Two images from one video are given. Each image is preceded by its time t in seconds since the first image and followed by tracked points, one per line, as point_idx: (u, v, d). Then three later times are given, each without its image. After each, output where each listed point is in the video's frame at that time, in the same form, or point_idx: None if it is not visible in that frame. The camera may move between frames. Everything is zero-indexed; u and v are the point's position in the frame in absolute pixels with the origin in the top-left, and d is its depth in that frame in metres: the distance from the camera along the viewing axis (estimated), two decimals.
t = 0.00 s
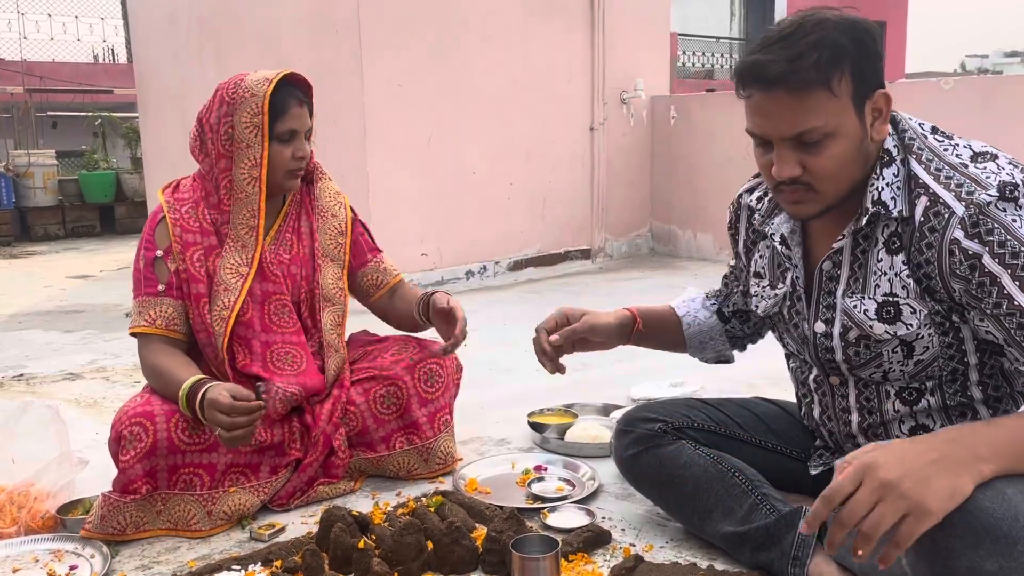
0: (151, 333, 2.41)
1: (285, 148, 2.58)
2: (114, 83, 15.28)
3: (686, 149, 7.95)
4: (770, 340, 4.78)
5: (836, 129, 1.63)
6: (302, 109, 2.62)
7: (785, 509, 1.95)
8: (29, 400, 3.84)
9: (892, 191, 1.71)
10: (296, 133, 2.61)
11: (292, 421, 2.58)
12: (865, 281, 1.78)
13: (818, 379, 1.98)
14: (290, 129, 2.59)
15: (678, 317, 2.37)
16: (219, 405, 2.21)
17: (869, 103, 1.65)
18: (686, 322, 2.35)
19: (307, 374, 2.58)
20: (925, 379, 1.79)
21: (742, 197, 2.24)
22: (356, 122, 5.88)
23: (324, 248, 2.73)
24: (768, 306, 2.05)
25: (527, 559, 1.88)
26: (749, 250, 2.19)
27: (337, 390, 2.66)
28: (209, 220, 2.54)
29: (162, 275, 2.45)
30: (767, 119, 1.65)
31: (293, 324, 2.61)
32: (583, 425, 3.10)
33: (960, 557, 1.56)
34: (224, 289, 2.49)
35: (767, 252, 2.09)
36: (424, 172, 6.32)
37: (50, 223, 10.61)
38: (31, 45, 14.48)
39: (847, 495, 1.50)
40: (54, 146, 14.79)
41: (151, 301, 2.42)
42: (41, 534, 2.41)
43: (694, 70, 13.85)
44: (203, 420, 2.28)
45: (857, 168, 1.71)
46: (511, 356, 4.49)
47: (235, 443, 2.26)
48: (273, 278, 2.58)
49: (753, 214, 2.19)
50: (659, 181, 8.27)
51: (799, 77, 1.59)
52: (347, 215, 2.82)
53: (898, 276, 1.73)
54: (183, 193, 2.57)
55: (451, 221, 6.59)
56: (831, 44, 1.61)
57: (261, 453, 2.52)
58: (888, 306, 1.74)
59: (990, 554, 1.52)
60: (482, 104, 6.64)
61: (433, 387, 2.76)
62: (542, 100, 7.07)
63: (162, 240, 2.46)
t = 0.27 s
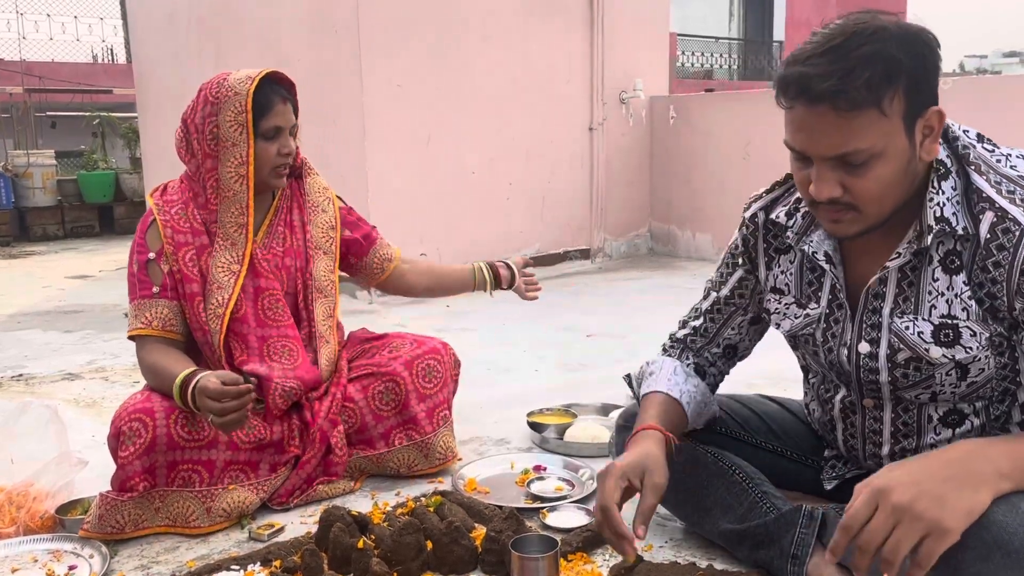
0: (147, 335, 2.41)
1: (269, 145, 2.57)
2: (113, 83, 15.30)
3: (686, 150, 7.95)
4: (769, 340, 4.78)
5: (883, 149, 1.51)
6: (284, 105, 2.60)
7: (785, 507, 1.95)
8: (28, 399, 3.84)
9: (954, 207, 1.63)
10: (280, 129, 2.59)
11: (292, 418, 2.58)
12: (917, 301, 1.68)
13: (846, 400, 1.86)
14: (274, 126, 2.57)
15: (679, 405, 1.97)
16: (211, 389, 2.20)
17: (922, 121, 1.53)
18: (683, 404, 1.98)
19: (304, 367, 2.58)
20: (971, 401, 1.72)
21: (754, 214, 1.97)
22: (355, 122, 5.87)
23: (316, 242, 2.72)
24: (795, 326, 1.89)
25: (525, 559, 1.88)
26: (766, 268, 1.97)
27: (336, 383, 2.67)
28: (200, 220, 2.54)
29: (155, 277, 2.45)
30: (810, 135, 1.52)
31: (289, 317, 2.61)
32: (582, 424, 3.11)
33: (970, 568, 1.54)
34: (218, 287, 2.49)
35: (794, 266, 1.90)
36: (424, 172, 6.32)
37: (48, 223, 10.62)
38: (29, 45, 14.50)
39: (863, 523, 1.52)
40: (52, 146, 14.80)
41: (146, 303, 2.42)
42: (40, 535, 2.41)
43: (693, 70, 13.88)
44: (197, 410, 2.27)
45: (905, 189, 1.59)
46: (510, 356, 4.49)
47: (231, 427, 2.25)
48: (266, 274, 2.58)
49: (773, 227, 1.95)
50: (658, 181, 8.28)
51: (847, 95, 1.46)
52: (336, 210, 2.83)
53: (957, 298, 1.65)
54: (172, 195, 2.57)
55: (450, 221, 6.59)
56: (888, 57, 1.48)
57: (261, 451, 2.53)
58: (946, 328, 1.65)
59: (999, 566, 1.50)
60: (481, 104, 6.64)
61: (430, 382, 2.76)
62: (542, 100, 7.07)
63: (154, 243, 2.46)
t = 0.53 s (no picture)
0: (153, 332, 2.39)
1: (260, 143, 2.58)
2: (113, 83, 15.30)
3: (685, 151, 7.95)
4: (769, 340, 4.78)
5: (895, 174, 1.47)
6: (275, 102, 2.61)
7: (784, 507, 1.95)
8: (27, 400, 3.84)
9: (974, 227, 1.62)
10: (270, 126, 2.60)
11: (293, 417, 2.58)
12: (931, 321, 1.66)
13: (850, 413, 1.85)
14: (263, 123, 2.59)
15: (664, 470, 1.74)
16: (209, 390, 2.20)
17: (938, 146, 1.49)
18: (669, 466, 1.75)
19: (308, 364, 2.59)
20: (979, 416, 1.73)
21: (761, 230, 1.84)
22: (355, 122, 5.88)
23: (318, 242, 2.74)
24: (807, 344, 1.82)
25: (524, 560, 1.88)
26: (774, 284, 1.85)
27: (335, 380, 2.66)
28: (207, 216, 2.55)
29: (161, 275, 2.43)
30: (821, 155, 1.47)
31: (292, 314, 2.61)
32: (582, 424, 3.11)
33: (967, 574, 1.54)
34: (225, 284, 2.50)
35: (806, 284, 1.81)
36: (423, 173, 6.33)
37: (47, 223, 10.63)
38: (29, 45, 14.51)
39: (854, 525, 1.55)
40: (51, 146, 14.80)
41: (151, 301, 2.39)
42: (39, 535, 2.41)
43: (692, 70, 13.90)
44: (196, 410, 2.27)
45: (917, 216, 1.54)
46: (509, 356, 4.49)
47: (231, 428, 2.24)
48: (269, 272, 2.59)
49: (780, 245, 1.83)
50: (658, 182, 8.28)
51: (861, 119, 1.42)
52: (336, 214, 2.85)
53: (973, 320, 1.64)
54: (178, 193, 2.56)
55: (449, 221, 6.59)
56: (907, 80, 1.43)
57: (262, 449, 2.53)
58: (960, 350, 1.64)
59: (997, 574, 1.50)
60: (480, 104, 6.64)
61: (426, 372, 2.77)
62: (541, 100, 7.07)
63: (161, 239, 2.45)
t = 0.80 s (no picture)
0: (150, 331, 2.41)
1: (238, 138, 2.58)
2: (113, 83, 15.28)
3: (685, 151, 7.95)
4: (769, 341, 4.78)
5: (896, 186, 1.46)
6: (252, 95, 2.60)
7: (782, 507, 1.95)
8: (26, 400, 3.84)
9: (977, 240, 1.63)
10: (248, 120, 2.59)
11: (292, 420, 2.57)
12: (931, 334, 1.67)
13: (849, 420, 1.86)
14: (240, 117, 2.58)
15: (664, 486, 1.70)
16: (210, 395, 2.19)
17: (941, 159, 1.49)
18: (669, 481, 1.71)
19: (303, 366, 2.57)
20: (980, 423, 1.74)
21: (763, 245, 1.81)
22: (354, 123, 5.88)
23: (317, 244, 2.72)
24: (806, 357, 1.83)
25: (523, 560, 1.88)
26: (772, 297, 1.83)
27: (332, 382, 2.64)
28: (200, 216, 2.54)
29: (157, 275, 2.46)
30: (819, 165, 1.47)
31: (285, 314, 2.59)
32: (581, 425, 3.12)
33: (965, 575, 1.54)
34: (220, 281, 2.49)
35: (805, 298, 1.80)
36: (423, 173, 6.33)
37: (47, 223, 10.63)
38: (28, 45, 14.51)
39: (854, 519, 1.54)
40: (51, 146, 14.79)
41: (148, 300, 2.42)
42: (39, 535, 2.41)
43: (691, 70, 13.91)
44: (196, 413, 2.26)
45: (918, 229, 1.54)
46: (509, 356, 4.49)
47: (228, 436, 2.23)
48: (259, 271, 2.56)
49: (780, 258, 1.81)
50: (657, 182, 8.28)
51: (864, 129, 1.42)
52: (342, 214, 2.82)
53: (975, 334, 1.65)
54: (176, 193, 2.58)
55: (449, 221, 6.59)
56: (910, 92, 1.43)
57: (262, 451, 2.53)
58: (962, 364, 1.65)
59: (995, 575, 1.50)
60: (480, 105, 6.64)
61: (422, 371, 2.76)
62: (541, 100, 7.07)
63: (157, 239, 2.47)
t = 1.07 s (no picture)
0: (151, 331, 2.39)
1: (228, 132, 2.55)
2: (112, 84, 15.28)
3: (685, 151, 7.95)
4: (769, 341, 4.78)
5: (882, 190, 1.46)
6: (241, 88, 2.57)
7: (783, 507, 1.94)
8: (26, 400, 3.84)
9: (964, 248, 1.62)
10: (237, 114, 2.56)
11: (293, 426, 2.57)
12: (923, 343, 1.67)
13: (845, 422, 1.87)
14: (229, 111, 2.55)
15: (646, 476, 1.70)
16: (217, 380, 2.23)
17: (928, 166, 1.49)
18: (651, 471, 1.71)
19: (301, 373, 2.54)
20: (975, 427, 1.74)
21: (755, 246, 1.82)
22: (353, 123, 5.87)
23: (312, 250, 2.65)
24: (799, 359, 1.84)
25: (523, 560, 1.87)
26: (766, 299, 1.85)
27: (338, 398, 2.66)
28: (201, 220, 2.51)
29: (159, 274, 2.44)
30: (803, 164, 1.48)
31: (283, 324, 2.58)
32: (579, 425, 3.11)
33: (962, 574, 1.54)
34: (220, 283, 2.48)
35: (798, 300, 1.81)
36: (422, 173, 6.32)
37: (46, 223, 10.63)
38: (27, 45, 14.51)
39: (851, 517, 1.54)
40: (51, 146, 14.79)
41: (149, 300, 2.41)
42: (38, 535, 2.41)
43: (691, 69, 13.92)
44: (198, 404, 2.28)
45: (904, 236, 1.54)
46: (509, 356, 4.49)
47: (231, 420, 2.27)
48: (260, 279, 2.54)
49: (772, 261, 1.82)
50: (657, 182, 8.27)
51: (849, 131, 1.42)
52: (343, 215, 2.74)
53: (966, 343, 1.64)
54: (178, 194, 2.55)
55: (449, 221, 6.59)
56: (897, 96, 1.43)
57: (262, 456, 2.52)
58: (953, 374, 1.64)
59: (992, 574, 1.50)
60: (479, 104, 6.63)
61: (431, 386, 2.77)
62: (540, 100, 7.07)
63: (157, 239, 2.45)
